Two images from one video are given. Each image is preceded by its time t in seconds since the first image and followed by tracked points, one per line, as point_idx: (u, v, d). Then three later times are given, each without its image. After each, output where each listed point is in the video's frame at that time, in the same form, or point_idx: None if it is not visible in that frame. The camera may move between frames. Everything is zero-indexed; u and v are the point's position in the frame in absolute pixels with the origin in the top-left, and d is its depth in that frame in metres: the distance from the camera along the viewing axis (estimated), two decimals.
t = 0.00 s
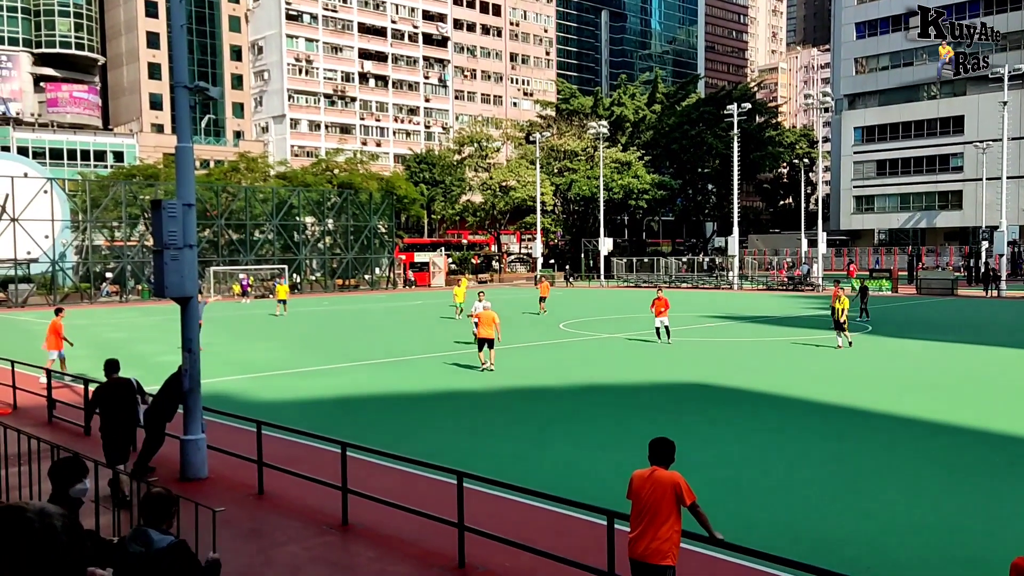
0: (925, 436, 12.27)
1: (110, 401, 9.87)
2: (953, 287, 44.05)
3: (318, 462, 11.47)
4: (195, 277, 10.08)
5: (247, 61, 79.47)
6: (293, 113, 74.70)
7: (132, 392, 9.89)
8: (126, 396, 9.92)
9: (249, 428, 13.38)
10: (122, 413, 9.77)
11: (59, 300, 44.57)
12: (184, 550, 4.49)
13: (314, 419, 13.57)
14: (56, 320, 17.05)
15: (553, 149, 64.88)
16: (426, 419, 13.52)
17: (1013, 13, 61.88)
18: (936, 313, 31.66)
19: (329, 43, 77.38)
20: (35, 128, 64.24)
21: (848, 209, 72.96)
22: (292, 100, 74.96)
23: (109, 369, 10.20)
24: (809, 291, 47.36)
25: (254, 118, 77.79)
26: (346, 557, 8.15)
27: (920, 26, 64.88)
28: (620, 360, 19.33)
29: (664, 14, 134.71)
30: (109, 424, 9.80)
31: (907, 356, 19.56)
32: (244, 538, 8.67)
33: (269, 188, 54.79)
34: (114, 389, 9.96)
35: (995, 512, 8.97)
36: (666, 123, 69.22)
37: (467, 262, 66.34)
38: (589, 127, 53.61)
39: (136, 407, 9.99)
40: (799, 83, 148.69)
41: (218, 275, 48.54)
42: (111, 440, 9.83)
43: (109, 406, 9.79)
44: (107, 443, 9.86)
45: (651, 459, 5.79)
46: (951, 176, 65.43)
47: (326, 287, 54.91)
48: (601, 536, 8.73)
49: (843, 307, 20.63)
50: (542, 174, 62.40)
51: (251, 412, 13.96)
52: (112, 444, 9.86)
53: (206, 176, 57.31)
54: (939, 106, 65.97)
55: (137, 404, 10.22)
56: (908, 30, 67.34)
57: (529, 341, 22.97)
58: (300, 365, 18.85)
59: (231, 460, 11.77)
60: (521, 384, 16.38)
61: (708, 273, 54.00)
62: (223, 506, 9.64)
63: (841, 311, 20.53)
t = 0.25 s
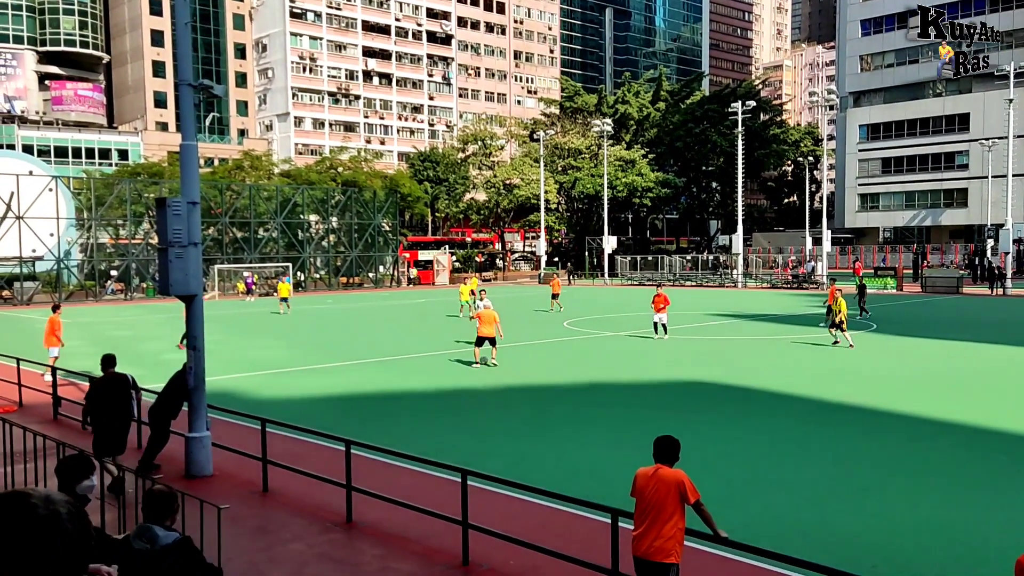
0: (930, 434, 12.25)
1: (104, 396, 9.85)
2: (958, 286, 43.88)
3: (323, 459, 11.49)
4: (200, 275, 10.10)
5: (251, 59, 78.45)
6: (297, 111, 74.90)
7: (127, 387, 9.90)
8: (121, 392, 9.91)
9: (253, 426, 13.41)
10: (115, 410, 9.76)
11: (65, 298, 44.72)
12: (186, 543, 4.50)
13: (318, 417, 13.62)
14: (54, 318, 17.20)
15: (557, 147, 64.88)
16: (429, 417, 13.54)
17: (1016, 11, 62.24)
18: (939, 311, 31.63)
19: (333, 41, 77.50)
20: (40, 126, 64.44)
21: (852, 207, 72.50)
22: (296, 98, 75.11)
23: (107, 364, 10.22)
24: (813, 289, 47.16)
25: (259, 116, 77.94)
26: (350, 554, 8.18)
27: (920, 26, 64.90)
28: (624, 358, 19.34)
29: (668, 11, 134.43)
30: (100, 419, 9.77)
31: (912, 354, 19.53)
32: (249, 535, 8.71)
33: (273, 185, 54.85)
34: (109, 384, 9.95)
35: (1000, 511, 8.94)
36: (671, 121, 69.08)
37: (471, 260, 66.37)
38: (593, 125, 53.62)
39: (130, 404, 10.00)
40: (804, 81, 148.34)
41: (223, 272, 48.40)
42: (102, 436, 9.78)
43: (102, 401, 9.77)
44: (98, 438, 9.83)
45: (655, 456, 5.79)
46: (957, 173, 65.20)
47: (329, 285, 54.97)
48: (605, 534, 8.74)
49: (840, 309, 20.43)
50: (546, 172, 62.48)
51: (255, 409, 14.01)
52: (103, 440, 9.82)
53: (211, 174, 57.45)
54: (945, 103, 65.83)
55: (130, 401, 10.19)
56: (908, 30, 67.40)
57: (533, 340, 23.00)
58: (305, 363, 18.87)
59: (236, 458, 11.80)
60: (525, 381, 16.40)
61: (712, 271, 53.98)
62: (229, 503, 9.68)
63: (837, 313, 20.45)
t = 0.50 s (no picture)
0: (934, 435, 12.21)
1: (99, 392, 9.97)
2: (962, 286, 43.76)
3: (326, 459, 11.50)
4: (204, 275, 10.13)
5: (254, 59, 78.47)
6: (301, 111, 74.98)
7: (120, 383, 9.99)
8: (114, 388, 10.02)
9: (257, 425, 13.42)
10: (109, 405, 9.90)
11: (69, 297, 44.84)
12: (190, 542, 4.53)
13: (322, 416, 13.63)
14: (52, 316, 17.26)
15: (561, 147, 64.87)
16: (432, 417, 13.55)
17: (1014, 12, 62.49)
18: (943, 312, 31.57)
19: (337, 41, 77.58)
20: (45, 126, 64.57)
21: (856, 207, 72.11)
22: (300, 97, 75.17)
23: (98, 361, 10.30)
24: (817, 289, 47.06)
25: (263, 116, 78.04)
26: (353, 553, 8.18)
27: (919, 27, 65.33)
28: (626, 358, 19.32)
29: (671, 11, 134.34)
30: (97, 415, 9.91)
31: (915, 355, 19.48)
32: (253, 534, 8.72)
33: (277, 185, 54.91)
34: (103, 380, 10.07)
35: (1004, 512, 8.91)
36: (674, 120, 69.00)
37: (474, 260, 66.37)
38: (597, 124, 53.57)
39: (124, 399, 10.11)
40: (808, 80, 148.05)
41: (226, 272, 48.66)
42: (96, 431, 9.91)
43: (97, 397, 9.91)
44: (92, 434, 9.86)
45: (658, 456, 5.79)
46: (962, 173, 64.99)
47: (333, 285, 55.05)
48: (608, 534, 8.73)
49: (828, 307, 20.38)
50: (550, 172, 62.50)
51: (258, 408, 14.02)
52: (98, 435, 9.93)
53: (215, 174, 57.51)
54: (950, 103, 65.66)
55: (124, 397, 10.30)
56: (908, 31, 67.58)
57: (536, 339, 23.00)
58: (308, 362, 18.89)
59: (240, 458, 11.81)
60: (528, 382, 16.39)
61: (716, 271, 53.89)
62: (232, 502, 9.69)
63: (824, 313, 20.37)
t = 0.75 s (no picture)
0: (937, 436, 12.18)
1: (89, 390, 10.03)
2: (965, 287, 43.66)
3: (328, 459, 11.50)
4: (206, 275, 10.14)
5: (257, 59, 79.53)
6: (304, 111, 75.04)
7: (110, 381, 10.04)
8: (103, 386, 10.07)
9: (259, 425, 13.42)
10: (99, 402, 9.94)
11: (72, 297, 44.95)
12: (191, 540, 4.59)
13: (323, 416, 13.64)
14: (54, 315, 17.28)
15: (563, 147, 64.91)
16: (433, 417, 13.55)
17: (1014, 13, 62.28)
18: (945, 313, 31.49)
19: (339, 41, 77.64)
20: (49, 126, 64.68)
21: (859, 208, 72.17)
22: (303, 98, 75.23)
23: (88, 360, 10.30)
24: (819, 290, 46.97)
25: (266, 116, 78.07)
26: (354, 553, 8.18)
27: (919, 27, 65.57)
28: (628, 358, 19.30)
29: (674, 11, 134.19)
30: (87, 414, 9.95)
31: (917, 355, 19.46)
32: (255, 534, 8.72)
33: (279, 185, 54.93)
34: (93, 379, 10.12)
35: (1007, 513, 8.88)
36: (677, 121, 68.95)
37: (476, 260, 66.36)
38: (599, 125, 53.51)
39: (114, 398, 10.15)
40: (812, 81, 147.84)
41: (228, 272, 49.12)
42: (86, 430, 9.92)
43: (88, 395, 9.96)
44: (81, 433, 9.86)
45: (659, 457, 5.77)
46: (965, 174, 64.87)
47: (335, 285, 55.08)
48: (609, 534, 8.72)
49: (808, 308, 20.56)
50: (552, 172, 62.53)
51: (260, 408, 14.03)
52: (88, 435, 9.94)
53: (217, 174, 57.55)
54: (953, 103, 65.57)
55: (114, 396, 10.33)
56: (908, 30, 67.73)
57: (538, 340, 22.99)
58: (309, 362, 18.89)
59: (241, 458, 11.81)
60: (529, 382, 16.37)
61: (718, 271, 53.85)
62: (234, 502, 9.70)
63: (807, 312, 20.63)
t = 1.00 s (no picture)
0: (940, 438, 12.16)
1: (79, 385, 10.47)
2: (967, 288, 43.62)
3: (330, 457, 11.51)
4: (209, 273, 10.13)
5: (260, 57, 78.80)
6: (307, 110, 75.03)
7: (99, 376, 10.48)
8: (93, 381, 10.52)
9: (262, 423, 13.43)
10: (89, 397, 10.41)
11: (75, 294, 45.01)
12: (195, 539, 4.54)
13: (324, 415, 13.63)
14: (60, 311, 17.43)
15: (566, 147, 64.96)
16: (436, 416, 13.55)
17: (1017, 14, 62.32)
18: (949, 313, 31.43)
19: (343, 40, 77.71)
20: (52, 124, 64.73)
21: (861, 208, 72.45)
22: (306, 96, 75.23)
23: (79, 357, 10.86)
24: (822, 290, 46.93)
25: (269, 114, 78.10)
26: (356, 552, 8.18)
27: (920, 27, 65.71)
28: (630, 358, 19.29)
29: (677, 11, 134.20)
30: (78, 407, 10.42)
31: (920, 356, 19.43)
32: (257, 533, 8.72)
33: (282, 183, 54.96)
34: (84, 373, 10.57)
35: (1011, 515, 8.85)
36: (679, 121, 68.90)
37: (479, 259, 66.35)
38: (602, 125, 53.45)
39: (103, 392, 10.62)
40: (814, 81, 147.86)
41: (230, 270, 49.21)
42: (77, 421, 10.45)
43: (78, 390, 10.41)
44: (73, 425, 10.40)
45: (662, 457, 5.77)
46: (967, 175, 64.85)
47: (337, 283, 55.10)
48: (611, 534, 8.72)
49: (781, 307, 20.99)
50: (555, 171, 62.57)
51: (262, 407, 14.04)
52: (79, 426, 10.47)
53: (220, 172, 57.52)
54: (955, 104, 65.60)
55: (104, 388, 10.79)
56: (909, 31, 67.94)
57: (540, 339, 22.99)
58: (311, 361, 18.90)
59: (243, 455, 11.83)
60: (531, 381, 16.36)
61: (721, 271, 53.84)
62: (236, 500, 9.72)
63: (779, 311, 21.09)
